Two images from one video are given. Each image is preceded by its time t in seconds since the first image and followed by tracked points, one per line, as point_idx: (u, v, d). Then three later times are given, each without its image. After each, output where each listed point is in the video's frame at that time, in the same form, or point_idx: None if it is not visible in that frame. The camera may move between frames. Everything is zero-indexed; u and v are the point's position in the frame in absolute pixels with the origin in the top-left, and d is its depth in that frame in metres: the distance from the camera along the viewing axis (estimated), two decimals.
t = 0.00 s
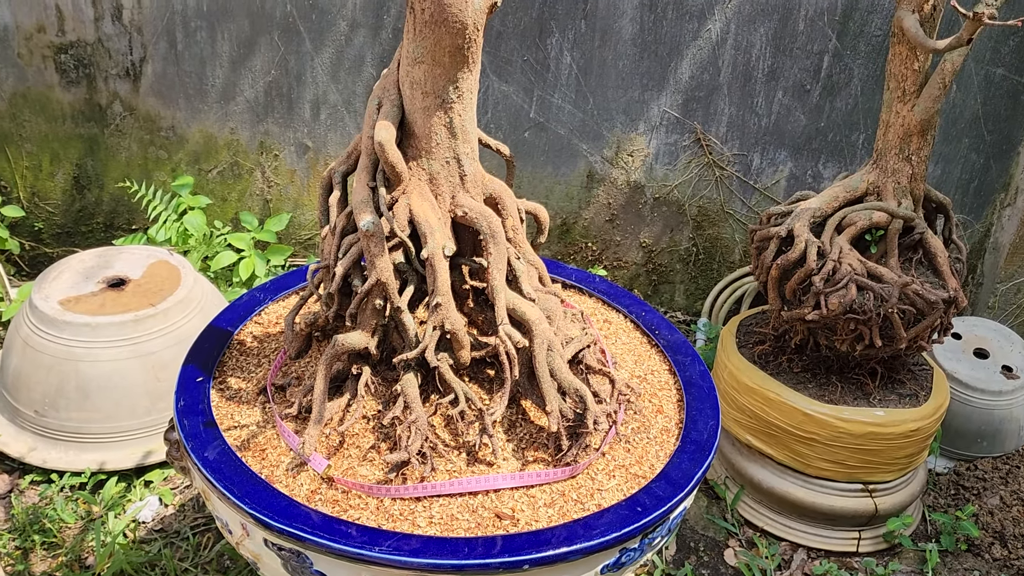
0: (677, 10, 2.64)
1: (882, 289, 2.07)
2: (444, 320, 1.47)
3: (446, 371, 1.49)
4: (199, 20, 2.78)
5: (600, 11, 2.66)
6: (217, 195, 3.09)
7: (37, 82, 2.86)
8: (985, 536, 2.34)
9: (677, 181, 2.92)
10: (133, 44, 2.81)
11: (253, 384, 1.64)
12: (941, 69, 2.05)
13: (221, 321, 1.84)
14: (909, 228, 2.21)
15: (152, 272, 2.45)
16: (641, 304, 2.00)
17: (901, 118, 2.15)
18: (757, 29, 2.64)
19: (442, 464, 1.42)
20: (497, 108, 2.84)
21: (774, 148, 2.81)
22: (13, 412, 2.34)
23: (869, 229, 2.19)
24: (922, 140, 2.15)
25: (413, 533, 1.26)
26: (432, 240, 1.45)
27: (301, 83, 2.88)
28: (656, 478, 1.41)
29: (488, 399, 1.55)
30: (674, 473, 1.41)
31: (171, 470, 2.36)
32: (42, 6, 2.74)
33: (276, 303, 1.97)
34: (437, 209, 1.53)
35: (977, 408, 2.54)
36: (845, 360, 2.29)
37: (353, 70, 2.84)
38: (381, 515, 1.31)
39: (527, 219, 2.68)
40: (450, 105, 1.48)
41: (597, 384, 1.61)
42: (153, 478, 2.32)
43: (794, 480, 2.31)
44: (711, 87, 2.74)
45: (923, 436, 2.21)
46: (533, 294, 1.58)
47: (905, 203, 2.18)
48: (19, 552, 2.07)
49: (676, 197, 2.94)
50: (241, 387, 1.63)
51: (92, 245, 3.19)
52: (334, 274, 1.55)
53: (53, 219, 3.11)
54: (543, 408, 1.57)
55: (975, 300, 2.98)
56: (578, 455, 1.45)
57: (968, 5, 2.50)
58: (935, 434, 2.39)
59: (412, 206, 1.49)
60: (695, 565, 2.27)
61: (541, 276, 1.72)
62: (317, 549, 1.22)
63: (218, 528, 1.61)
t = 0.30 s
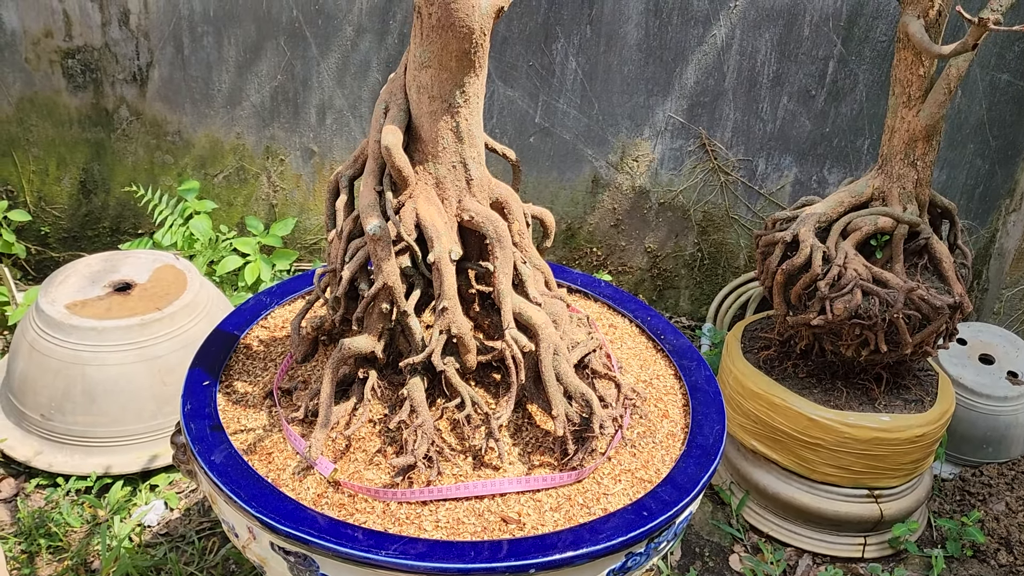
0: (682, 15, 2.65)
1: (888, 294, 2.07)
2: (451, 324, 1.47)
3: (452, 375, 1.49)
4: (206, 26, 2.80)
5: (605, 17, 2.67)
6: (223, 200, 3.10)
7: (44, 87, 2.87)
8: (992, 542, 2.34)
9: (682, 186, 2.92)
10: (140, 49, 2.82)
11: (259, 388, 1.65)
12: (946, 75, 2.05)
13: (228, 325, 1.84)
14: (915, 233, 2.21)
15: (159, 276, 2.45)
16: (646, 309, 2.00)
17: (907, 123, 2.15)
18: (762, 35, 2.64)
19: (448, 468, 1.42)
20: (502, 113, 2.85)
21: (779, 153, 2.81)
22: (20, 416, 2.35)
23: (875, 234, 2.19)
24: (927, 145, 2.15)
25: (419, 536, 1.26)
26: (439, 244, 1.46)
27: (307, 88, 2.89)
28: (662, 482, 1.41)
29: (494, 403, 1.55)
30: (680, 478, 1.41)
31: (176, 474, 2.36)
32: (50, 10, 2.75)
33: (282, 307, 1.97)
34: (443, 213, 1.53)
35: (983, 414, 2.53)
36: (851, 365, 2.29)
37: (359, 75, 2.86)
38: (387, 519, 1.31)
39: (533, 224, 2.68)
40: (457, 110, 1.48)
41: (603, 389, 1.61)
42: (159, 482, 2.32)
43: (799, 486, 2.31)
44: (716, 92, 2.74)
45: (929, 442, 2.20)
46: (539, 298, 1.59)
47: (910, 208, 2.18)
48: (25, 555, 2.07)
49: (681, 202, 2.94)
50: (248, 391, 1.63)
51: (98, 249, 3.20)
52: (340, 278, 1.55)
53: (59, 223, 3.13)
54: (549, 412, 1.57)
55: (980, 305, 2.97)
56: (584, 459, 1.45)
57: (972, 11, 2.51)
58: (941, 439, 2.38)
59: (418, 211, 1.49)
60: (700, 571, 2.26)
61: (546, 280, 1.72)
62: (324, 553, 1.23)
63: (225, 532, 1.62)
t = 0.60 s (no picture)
0: (687, 20, 2.65)
1: (893, 300, 2.07)
2: (458, 329, 1.47)
3: (459, 380, 1.49)
4: (211, 30, 2.81)
5: (610, 22, 2.67)
6: (228, 204, 3.11)
7: (50, 91, 2.89)
8: (997, 547, 2.33)
9: (687, 191, 2.92)
10: (146, 54, 2.84)
11: (266, 392, 1.65)
12: (952, 80, 2.05)
13: (235, 329, 1.85)
14: (920, 238, 2.21)
15: (164, 280, 2.46)
16: (652, 314, 2.00)
17: (912, 128, 2.15)
18: (767, 40, 2.65)
19: (455, 473, 1.42)
20: (507, 117, 2.86)
21: (784, 158, 2.81)
22: (25, 419, 2.35)
23: (881, 239, 2.19)
24: (932, 151, 2.15)
25: (425, 541, 1.26)
26: (446, 249, 1.46)
27: (312, 92, 2.90)
28: (669, 488, 1.41)
29: (500, 408, 1.55)
30: (686, 483, 1.41)
31: (181, 478, 2.36)
32: (57, 15, 2.76)
33: (288, 311, 1.98)
34: (450, 218, 1.54)
35: (988, 419, 2.52)
36: (856, 371, 2.29)
37: (364, 79, 2.86)
38: (394, 523, 1.31)
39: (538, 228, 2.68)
40: (464, 115, 1.49)
41: (609, 394, 1.61)
42: (164, 486, 2.32)
43: (804, 491, 2.30)
44: (720, 97, 2.75)
45: (935, 447, 2.20)
46: (546, 303, 1.59)
47: (916, 213, 2.18)
48: (30, 559, 2.07)
49: (686, 206, 2.95)
50: (254, 395, 1.64)
51: (103, 253, 3.21)
52: (347, 283, 1.56)
53: (65, 226, 3.14)
54: (555, 417, 1.57)
55: (985, 310, 2.96)
56: (590, 465, 1.45)
57: (978, 16, 2.51)
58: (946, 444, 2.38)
59: (425, 216, 1.50)
60: None
61: (553, 285, 1.72)
62: (330, 558, 1.23)
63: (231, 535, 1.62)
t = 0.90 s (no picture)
0: (690, 26, 2.66)
1: (897, 305, 2.07)
2: (463, 334, 1.48)
3: (464, 384, 1.50)
4: (217, 36, 2.82)
5: (614, 28, 2.69)
6: (233, 208, 3.12)
7: (57, 96, 2.90)
8: (1002, 553, 2.33)
9: (690, 197, 2.93)
10: (152, 59, 2.85)
11: (271, 396, 1.65)
12: (956, 86, 2.06)
13: (240, 333, 1.85)
14: (924, 243, 2.22)
15: (169, 285, 2.47)
16: (656, 319, 2.00)
17: (916, 134, 2.15)
18: (770, 45, 2.66)
19: (460, 477, 1.43)
20: (511, 122, 2.87)
21: (787, 163, 2.82)
22: (31, 423, 2.36)
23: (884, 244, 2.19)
24: (936, 156, 2.15)
25: (430, 546, 1.27)
26: (452, 254, 1.47)
27: (317, 98, 2.91)
28: (673, 493, 1.41)
29: (505, 413, 1.56)
30: (690, 488, 1.42)
31: (185, 482, 2.37)
32: (63, 21, 2.78)
33: (293, 316, 1.98)
34: (456, 223, 1.54)
35: (993, 425, 2.52)
36: (860, 376, 2.29)
37: (368, 85, 2.88)
38: (399, 528, 1.31)
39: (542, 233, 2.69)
40: (470, 121, 1.49)
41: (613, 399, 1.61)
42: (168, 490, 2.33)
43: (808, 496, 2.30)
44: (724, 102, 2.75)
45: (939, 452, 2.20)
46: (551, 308, 1.60)
47: (920, 218, 2.19)
48: (35, 562, 2.08)
49: (689, 212, 2.95)
50: (260, 400, 1.64)
51: (108, 257, 3.22)
52: (353, 288, 1.56)
53: (71, 231, 3.15)
54: (560, 421, 1.57)
55: (989, 316, 2.96)
56: (594, 470, 1.46)
57: (981, 22, 2.51)
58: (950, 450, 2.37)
59: (431, 221, 1.51)
60: None
61: (557, 290, 1.73)
62: (336, 562, 1.23)
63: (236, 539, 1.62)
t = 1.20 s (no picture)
0: (690, 28, 2.66)
1: (897, 308, 2.07)
2: (463, 336, 1.48)
3: (465, 387, 1.49)
4: (217, 38, 2.82)
5: (614, 30, 2.69)
6: (232, 211, 3.12)
7: (57, 99, 2.90)
8: (1002, 557, 2.33)
9: (690, 199, 2.93)
10: (152, 62, 2.85)
11: (271, 399, 1.65)
12: (956, 88, 2.06)
13: (240, 336, 1.85)
14: (924, 246, 2.22)
15: (169, 287, 2.46)
16: (656, 321, 2.00)
17: (916, 136, 2.15)
18: (770, 48, 2.66)
19: (460, 480, 1.42)
20: (511, 125, 2.87)
21: (787, 166, 2.82)
22: (30, 426, 2.35)
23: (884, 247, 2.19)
24: (936, 159, 2.15)
25: (430, 548, 1.26)
26: (452, 256, 1.47)
27: (317, 100, 2.91)
28: (674, 496, 1.40)
29: (505, 415, 1.55)
30: (691, 491, 1.41)
31: (185, 485, 2.36)
32: (64, 23, 2.78)
33: (293, 318, 1.98)
34: (456, 225, 1.54)
35: (993, 428, 2.52)
36: (860, 379, 2.29)
37: (368, 88, 2.88)
38: (399, 530, 1.31)
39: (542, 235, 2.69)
40: (471, 123, 1.49)
41: (613, 401, 1.61)
42: (168, 493, 2.32)
43: (808, 499, 2.29)
44: (724, 105, 2.75)
45: (940, 455, 2.19)
46: (551, 311, 1.59)
47: (920, 221, 2.19)
48: (33, 565, 2.07)
49: (689, 214, 2.95)
50: (259, 402, 1.64)
51: (108, 260, 3.21)
52: (353, 290, 1.56)
53: (70, 234, 3.15)
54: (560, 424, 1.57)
55: (989, 319, 2.96)
56: (595, 472, 1.45)
57: (981, 25, 2.52)
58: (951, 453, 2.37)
59: (431, 223, 1.50)
60: None
61: (558, 292, 1.73)
62: (335, 565, 1.23)
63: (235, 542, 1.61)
